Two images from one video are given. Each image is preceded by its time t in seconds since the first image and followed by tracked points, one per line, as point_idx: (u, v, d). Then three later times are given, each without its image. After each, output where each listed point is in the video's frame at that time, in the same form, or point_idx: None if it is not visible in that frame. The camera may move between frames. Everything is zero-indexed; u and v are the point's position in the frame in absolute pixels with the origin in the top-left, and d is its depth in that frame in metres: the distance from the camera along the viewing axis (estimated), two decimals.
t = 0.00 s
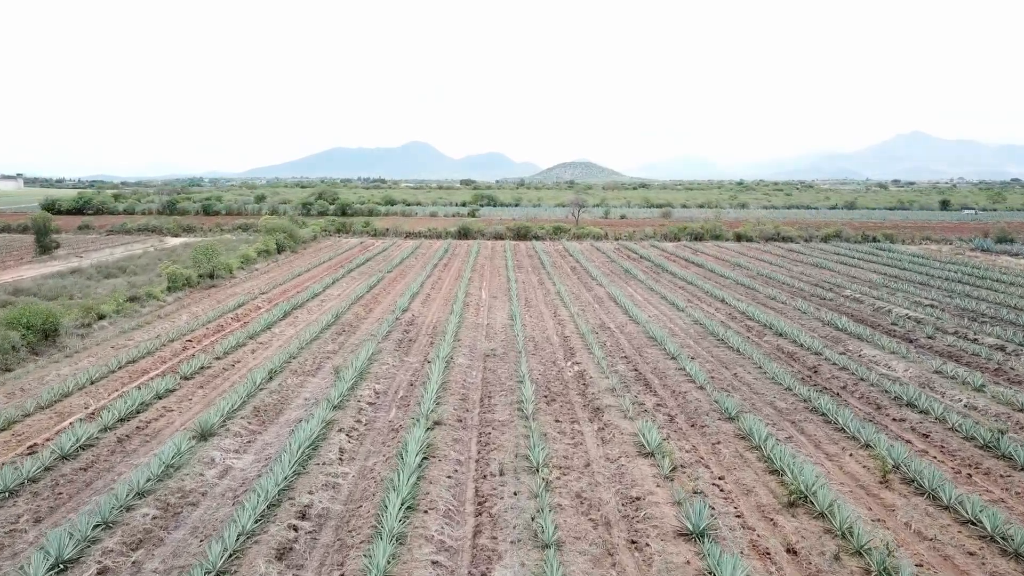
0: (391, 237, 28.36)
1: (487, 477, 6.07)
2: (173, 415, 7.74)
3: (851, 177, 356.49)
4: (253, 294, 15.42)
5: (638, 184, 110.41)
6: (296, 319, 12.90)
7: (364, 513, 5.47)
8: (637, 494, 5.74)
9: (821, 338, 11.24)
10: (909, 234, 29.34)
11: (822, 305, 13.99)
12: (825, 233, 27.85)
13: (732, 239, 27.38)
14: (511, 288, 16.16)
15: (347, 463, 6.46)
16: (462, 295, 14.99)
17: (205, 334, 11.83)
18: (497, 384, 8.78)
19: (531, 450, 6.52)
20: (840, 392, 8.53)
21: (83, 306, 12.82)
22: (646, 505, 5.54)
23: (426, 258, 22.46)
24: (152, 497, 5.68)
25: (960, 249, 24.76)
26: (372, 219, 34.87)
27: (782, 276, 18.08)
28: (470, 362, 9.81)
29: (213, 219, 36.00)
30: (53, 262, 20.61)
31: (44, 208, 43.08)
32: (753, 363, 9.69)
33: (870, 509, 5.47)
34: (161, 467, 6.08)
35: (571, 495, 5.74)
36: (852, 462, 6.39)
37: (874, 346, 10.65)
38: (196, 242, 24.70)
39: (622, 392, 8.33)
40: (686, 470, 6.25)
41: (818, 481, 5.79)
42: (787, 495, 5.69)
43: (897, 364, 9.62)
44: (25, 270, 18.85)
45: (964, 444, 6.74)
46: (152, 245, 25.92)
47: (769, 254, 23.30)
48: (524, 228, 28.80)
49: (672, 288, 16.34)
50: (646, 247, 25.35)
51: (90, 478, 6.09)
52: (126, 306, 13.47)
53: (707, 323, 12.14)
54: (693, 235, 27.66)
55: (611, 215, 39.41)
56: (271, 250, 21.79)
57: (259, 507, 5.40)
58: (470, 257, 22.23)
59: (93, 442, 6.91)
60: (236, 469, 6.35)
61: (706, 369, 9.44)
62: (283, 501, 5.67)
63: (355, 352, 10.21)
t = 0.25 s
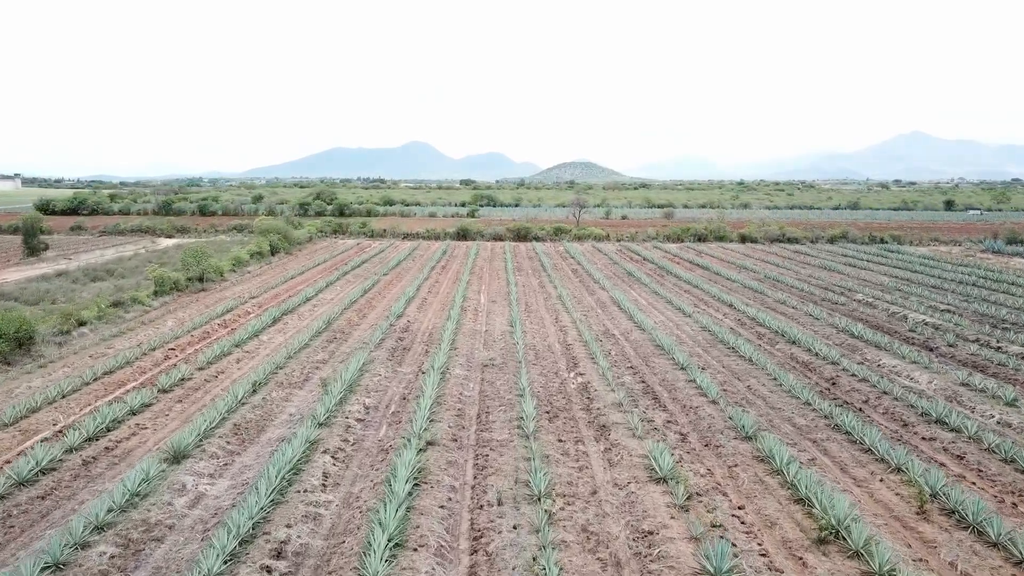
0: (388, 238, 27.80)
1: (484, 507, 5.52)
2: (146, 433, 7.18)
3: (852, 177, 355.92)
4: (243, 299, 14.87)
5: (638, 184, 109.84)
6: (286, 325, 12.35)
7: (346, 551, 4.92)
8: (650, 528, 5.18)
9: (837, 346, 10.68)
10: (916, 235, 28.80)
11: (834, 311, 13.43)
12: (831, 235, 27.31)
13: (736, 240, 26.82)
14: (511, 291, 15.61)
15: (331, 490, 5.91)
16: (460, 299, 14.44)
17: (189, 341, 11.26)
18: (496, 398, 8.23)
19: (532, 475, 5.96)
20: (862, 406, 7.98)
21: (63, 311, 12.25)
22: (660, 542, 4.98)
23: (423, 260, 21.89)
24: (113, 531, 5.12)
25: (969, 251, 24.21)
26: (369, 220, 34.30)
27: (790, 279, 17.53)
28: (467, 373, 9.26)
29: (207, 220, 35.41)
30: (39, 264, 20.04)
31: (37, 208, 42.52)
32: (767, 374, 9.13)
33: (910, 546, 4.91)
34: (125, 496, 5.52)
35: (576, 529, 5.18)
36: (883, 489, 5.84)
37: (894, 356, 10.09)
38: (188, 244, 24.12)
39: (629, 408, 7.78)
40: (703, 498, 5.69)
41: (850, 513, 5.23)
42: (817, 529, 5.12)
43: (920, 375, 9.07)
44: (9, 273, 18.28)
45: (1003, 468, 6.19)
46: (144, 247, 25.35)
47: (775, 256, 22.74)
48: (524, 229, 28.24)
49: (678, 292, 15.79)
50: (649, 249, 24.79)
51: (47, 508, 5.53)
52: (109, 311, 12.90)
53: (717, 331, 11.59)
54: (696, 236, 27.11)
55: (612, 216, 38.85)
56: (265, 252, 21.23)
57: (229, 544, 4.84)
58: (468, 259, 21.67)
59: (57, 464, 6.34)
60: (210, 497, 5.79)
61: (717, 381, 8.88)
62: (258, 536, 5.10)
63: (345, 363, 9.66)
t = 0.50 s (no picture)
0: (386, 239, 27.30)
1: (481, 540, 5.02)
2: (118, 452, 6.68)
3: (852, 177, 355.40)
4: (234, 303, 14.37)
5: (638, 184, 109.48)
6: (276, 331, 11.85)
7: None
8: (665, 566, 4.67)
9: (853, 354, 10.18)
10: (923, 236, 28.31)
11: (846, 316, 12.94)
12: (836, 236, 26.83)
13: (740, 242, 26.33)
14: (511, 295, 15.11)
15: (313, 518, 5.42)
16: (458, 303, 13.95)
17: (173, 349, 10.76)
18: (494, 413, 7.73)
19: (534, 503, 5.45)
20: (885, 421, 7.48)
21: (44, 317, 11.75)
22: None
23: (421, 262, 21.41)
24: (69, 569, 4.62)
25: (978, 252, 23.73)
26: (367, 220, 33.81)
27: (798, 282, 17.05)
28: (464, 384, 8.76)
29: (203, 220, 34.92)
30: (27, 266, 19.53)
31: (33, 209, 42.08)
32: (781, 385, 8.63)
33: None
34: (85, 529, 5.01)
35: (583, 566, 4.69)
36: (917, 518, 5.33)
37: (913, 365, 9.60)
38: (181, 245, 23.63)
39: (636, 424, 7.28)
40: (721, 529, 5.19)
41: (886, 548, 4.73)
42: (849, 567, 4.62)
43: (942, 387, 8.58)
44: None
45: None
46: (136, 248, 24.88)
47: (780, 257, 22.23)
48: (524, 230, 27.74)
49: (683, 296, 15.30)
50: (651, 251, 24.28)
51: None
52: (93, 316, 12.40)
53: (725, 337, 11.10)
54: (700, 237, 26.61)
55: (613, 216, 38.34)
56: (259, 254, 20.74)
57: None
58: (467, 261, 21.18)
59: (17, 488, 5.83)
60: (181, 527, 5.29)
61: (729, 393, 8.39)
62: (230, 573, 4.61)
63: (336, 373, 9.16)
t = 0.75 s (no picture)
0: (383, 241, 26.78)
1: None
2: (86, 473, 6.19)
3: (853, 177, 354.76)
4: (223, 308, 13.88)
5: (639, 184, 108.90)
6: (266, 338, 11.35)
7: None
8: None
9: (869, 363, 9.68)
10: (931, 238, 27.74)
11: (859, 321, 12.43)
12: (843, 236, 26.31)
13: (744, 243, 25.79)
14: (510, 299, 14.60)
15: (292, 552, 4.92)
16: (455, 308, 13.44)
17: (156, 357, 10.27)
18: (492, 429, 7.24)
19: (534, 535, 4.96)
20: (910, 438, 6.98)
21: (23, 323, 11.26)
22: None
23: (419, 264, 20.91)
24: None
25: (989, 254, 23.21)
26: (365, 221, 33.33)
27: (806, 286, 16.52)
28: (461, 396, 8.27)
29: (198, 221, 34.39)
30: (14, 269, 19.04)
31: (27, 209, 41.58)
32: (797, 398, 8.14)
33: None
34: (37, 566, 4.52)
35: None
36: (956, 552, 4.84)
37: (935, 375, 9.07)
38: (173, 247, 23.13)
39: (644, 442, 6.80)
40: (740, 565, 4.70)
41: None
42: None
43: (967, 399, 8.08)
44: None
45: None
46: (128, 249, 24.38)
47: (787, 259, 21.69)
48: (524, 231, 27.20)
49: (689, 300, 14.76)
50: (654, 252, 23.74)
51: None
52: (75, 322, 11.90)
53: (735, 345, 10.58)
54: (703, 238, 26.11)
55: (614, 217, 37.83)
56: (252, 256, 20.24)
57: None
58: (466, 264, 20.66)
59: None
60: (145, 562, 4.80)
61: (742, 405, 7.89)
62: None
63: (325, 385, 8.66)
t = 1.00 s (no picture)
0: (380, 242, 26.28)
1: None
2: (47, 498, 5.69)
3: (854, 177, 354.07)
4: (212, 312, 13.39)
5: (639, 184, 108.38)
6: (254, 345, 10.85)
7: None
8: None
9: (887, 373, 9.18)
10: (938, 239, 27.24)
11: (872, 327, 11.94)
12: (849, 237, 25.82)
13: (748, 244, 25.28)
14: (510, 303, 14.11)
15: None
16: (452, 312, 12.94)
17: (137, 365, 9.78)
18: (489, 447, 6.75)
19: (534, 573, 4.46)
20: (938, 457, 6.49)
21: None
22: None
23: (416, 266, 20.41)
24: None
25: (998, 256, 22.72)
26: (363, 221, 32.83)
27: (814, 289, 16.02)
28: (456, 410, 7.78)
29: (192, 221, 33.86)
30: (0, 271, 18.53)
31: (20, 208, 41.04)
32: (814, 412, 7.65)
33: None
34: None
35: None
36: None
37: (958, 387, 8.56)
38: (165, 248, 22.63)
39: (653, 463, 6.31)
40: None
41: None
42: None
43: (995, 413, 7.58)
44: None
45: None
46: (119, 250, 23.85)
47: (792, 261, 21.19)
48: (524, 232, 26.68)
49: (693, 304, 14.26)
50: (657, 254, 23.26)
51: None
52: (54, 327, 11.40)
53: (744, 354, 10.08)
54: (706, 238, 25.62)
55: (615, 217, 37.35)
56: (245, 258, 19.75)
57: None
58: (464, 266, 20.16)
59: None
60: None
61: (755, 420, 7.40)
62: None
63: (312, 397, 8.16)
